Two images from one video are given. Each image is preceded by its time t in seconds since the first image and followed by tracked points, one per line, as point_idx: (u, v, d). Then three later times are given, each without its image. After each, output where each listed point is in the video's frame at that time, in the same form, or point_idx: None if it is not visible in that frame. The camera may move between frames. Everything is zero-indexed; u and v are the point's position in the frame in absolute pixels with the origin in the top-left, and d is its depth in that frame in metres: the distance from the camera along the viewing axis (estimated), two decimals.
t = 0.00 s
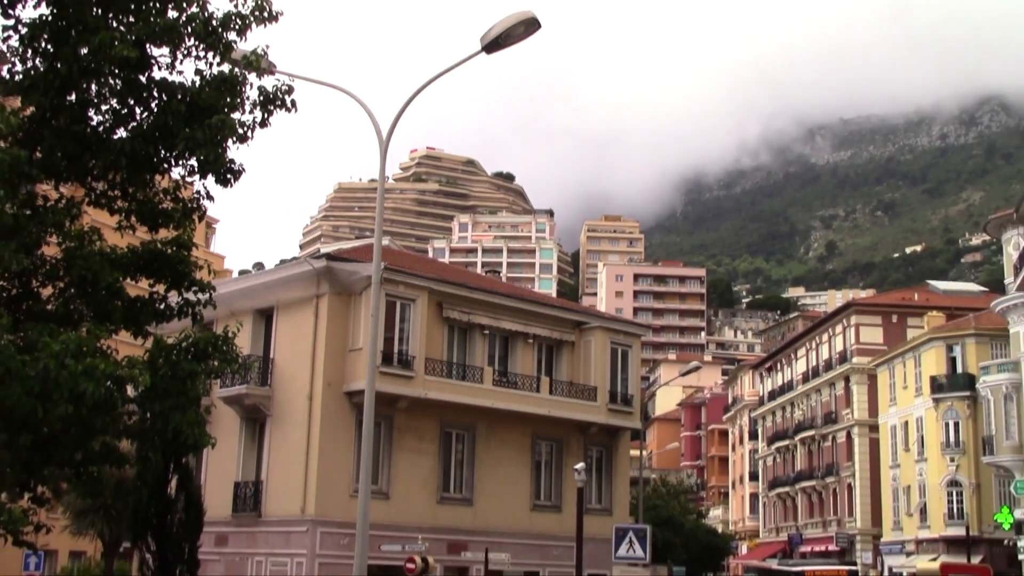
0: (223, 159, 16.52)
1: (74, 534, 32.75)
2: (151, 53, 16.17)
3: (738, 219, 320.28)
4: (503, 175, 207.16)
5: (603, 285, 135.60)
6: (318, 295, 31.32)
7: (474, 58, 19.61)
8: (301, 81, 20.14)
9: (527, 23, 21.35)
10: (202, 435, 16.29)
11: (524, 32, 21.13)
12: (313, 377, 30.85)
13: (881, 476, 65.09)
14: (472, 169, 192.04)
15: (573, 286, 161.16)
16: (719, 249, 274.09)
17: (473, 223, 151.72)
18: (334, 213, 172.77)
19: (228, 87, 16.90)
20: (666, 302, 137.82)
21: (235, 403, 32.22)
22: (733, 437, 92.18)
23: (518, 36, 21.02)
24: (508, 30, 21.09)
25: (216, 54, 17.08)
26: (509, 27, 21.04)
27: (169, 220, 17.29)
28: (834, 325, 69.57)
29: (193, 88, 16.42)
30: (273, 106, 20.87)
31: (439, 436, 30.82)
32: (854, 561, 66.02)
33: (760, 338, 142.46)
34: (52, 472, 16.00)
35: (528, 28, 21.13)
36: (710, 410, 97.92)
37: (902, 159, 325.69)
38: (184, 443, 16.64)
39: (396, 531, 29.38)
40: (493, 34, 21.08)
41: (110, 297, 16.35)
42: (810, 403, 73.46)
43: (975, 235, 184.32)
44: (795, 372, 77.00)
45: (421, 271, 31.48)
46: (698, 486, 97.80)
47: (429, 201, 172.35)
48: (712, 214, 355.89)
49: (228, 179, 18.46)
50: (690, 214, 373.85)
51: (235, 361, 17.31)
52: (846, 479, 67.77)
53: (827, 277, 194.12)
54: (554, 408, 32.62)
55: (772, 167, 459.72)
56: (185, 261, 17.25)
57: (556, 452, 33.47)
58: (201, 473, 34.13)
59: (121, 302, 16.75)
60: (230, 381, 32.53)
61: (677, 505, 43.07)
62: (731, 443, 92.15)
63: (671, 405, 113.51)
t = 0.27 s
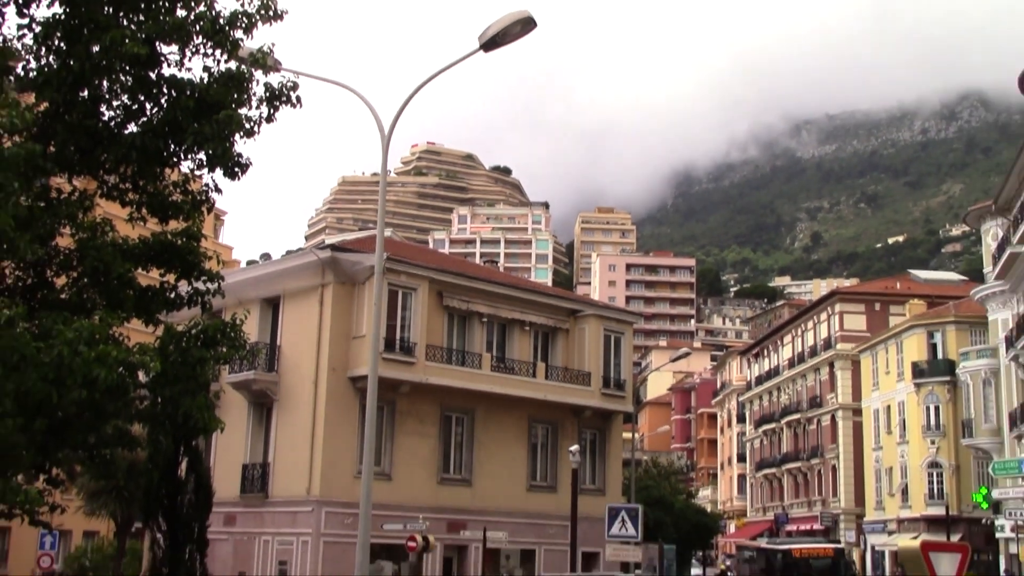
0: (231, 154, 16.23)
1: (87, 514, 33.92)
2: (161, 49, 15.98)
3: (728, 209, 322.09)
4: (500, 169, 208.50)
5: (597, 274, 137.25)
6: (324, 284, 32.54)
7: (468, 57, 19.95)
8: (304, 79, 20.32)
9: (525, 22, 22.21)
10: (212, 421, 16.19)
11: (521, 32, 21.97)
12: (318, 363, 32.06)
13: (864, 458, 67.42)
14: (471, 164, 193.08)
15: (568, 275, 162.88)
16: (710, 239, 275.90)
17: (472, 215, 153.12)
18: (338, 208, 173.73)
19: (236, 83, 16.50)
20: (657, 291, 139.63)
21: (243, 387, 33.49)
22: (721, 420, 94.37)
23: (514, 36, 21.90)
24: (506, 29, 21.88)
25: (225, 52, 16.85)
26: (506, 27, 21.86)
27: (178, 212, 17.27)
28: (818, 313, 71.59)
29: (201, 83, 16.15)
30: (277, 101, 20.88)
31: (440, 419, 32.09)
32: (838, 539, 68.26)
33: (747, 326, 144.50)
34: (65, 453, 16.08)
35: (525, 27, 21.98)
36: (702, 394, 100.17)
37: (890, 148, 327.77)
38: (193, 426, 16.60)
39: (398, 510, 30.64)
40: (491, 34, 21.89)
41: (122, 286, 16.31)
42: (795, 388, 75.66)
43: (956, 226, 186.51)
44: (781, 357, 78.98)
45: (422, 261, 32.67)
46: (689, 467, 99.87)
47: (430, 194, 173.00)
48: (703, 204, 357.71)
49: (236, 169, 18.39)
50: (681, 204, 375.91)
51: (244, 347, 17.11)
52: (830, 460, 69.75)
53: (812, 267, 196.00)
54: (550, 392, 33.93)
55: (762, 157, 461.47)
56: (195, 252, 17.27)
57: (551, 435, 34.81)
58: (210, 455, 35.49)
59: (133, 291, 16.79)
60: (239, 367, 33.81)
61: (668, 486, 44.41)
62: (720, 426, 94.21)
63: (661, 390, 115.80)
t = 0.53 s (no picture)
0: (237, 147, 16.41)
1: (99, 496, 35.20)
2: (168, 46, 16.07)
3: (720, 195, 324.02)
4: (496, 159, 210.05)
5: (591, 263, 138.81)
6: (326, 273, 33.64)
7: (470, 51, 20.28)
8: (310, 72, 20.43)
9: (520, 19, 22.98)
10: (218, 405, 16.86)
11: (516, 29, 22.62)
12: (321, 349, 33.19)
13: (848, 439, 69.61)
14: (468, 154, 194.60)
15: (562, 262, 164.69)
16: (702, 226, 277.84)
17: (470, 205, 154.64)
18: (341, 198, 175.33)
19: (242, 78, 16.61)
20: (649, 278, 141.44)
21: (249, 373, 34.68)
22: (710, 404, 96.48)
23: (510, 33, 22.59)
24: (501, 26, 22.55)
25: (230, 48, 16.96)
26: (501, 23, 22.54)
27: (186, 203, 17.39)
28: (806, 300, 73.57)
29: (207, 78, 16.24)
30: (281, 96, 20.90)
31: (439, 403, 33.29)
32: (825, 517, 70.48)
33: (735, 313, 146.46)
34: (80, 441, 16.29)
35: (520, 24, 22.68)
36: (691, 378, 102.10)
37: (880, 136, 329.69)
38: (201, 410, 17.24)
39: (400, 491, 31.82)
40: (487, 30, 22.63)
41: (131, 276, 16.43)
42: (782, 371, 77.91)
43: (938, 216, 188.35)
44: (769, 342, 81.28)
45: (422, 251, 33.78)
46: (679, 449, 101.72)
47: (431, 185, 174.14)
48: (695, 191, 359.60)
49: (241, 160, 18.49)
50: (673, 191, 377.50)
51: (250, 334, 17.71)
52: (817, 442, 72.13)
53: (797, 255, 197.85)
54: (546, 377, 35.16)
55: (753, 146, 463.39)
56: (202, 241, 17.48)
57: (547, 418, 36.07)
58: (218, 438, 36.80)
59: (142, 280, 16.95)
60: (244, 353, 34.97)
61: (660, 467, 45.69)
62: (710, 408, 95.97)
63: (653, 375, 117.91)
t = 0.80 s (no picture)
0: (239, 139, 16.41)
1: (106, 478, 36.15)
2: (171, 40, 16.17)
3: (712, 182, 325.47)
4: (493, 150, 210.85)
5: (585, 251, 139.83)
6: (328, 262, 34.51)
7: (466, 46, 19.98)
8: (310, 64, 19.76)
9: (515, 14, 23.79)
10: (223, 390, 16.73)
11: (511, 23, 23.45)
12: (323, 335, 34.08)
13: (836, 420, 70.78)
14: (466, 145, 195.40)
15: (557, 250, 165.77)
16: (695, 214, 279.21)
17: (466, 194, 155.63)
18: (340, 188, 176.26)
19: (244, 71, 16.57)
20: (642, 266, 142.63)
21: (253, 359, 35.62)
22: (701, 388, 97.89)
23: (504, 28, 23.42)
24: (495, 20, 23.39)
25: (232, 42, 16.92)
26: (495, 18, 23.39)
27: (189, 193, 17.34)
28: (794, 286, 74.79)
29: (210, 72, 16.24)
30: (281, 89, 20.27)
31: (438, 387, 34.24)
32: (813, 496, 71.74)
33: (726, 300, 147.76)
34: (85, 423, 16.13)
35: (514, 19, 23.50)
36: (682, 362, 103.50)
37: (872, 124, 331.21)
38: (206, 395, 17.08)
39: (400, 473, 32.71)
40: (482, 25, 23.47)
41: (137, 264, 16.41)
42: (771, 356, 79.23)
43: (925, 203, 189.78)
44: (759, 328, 82.39)
45: (421, 239, 34.66)
46: (672, 431, 102.93)
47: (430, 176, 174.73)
48: (688, 178, 360.96)
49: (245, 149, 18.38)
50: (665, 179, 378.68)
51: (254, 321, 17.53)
52: (805, 424, 73.48)
53: (787, 242, 199.34)
54: (542, 361, 36.16)
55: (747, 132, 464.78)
56: (206, 230, 17.34)
57: (543, 402, 37.08)
58: (223, 422, 37.83)
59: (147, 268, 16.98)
60: (248, 340, 35.90)
61: (653, 449, 46.68)
62: (701, 392, 97.30)
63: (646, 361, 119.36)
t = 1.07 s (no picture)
0: (237, 128, 16.13)
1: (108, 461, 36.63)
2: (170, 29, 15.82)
3: (706, 169, 326.39)
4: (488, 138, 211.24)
5: (579, 238, 140.38)
6: (326, 248, 34.93)
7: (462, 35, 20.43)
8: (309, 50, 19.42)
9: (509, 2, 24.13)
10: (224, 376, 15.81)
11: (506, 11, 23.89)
12: (322, 322, 34.51)
13: (827, 404, 71.45)
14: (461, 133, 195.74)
15: (551, 237, 166.38)
16: (688, 201, 280.01)
17: (463, 182, 156.09)
18: (337, 176, 176.56)
19: (242, 61, 16.22)
20: (636, 253, 143.28)
21: (252, 345, 36.11)
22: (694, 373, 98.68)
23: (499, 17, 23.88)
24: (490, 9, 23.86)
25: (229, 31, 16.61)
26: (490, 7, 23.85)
27: (188, 181, 17.00)
28: (786, 272, 75.42)
29: (209, 61, 15.90)
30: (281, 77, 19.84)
31: (435, 372, 34.74)
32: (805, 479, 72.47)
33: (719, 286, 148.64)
34: (83, 412, 15.30)
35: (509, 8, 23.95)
36: (676, 347, 104.23)
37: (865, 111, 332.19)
38: (206, 380, 16.22)
39: (398, 457, 33.22)
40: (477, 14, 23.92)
41: (138, 251, 15.96)
42: (763, 341, 79.95)
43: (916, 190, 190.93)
44: (752, 313, 83.05)
45: (417, 227, 35.08)
46: (665, 415, 103.68)
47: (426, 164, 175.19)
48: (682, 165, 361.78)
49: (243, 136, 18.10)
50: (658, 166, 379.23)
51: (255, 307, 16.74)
52: (797, 408, 74.17)
53: (779, 229, 200.50)
54: (538, 346, 36.68)
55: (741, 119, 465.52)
56: (206, 218, 16.93)
57: (538, 386, 37.64)
58: (223, 407, 38.38)
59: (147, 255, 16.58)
60: (247, 326, 36.38)
61: (647, 432, 47.27)
62: (694, 377, 98.09)
63: (639, 346, 120.19)
